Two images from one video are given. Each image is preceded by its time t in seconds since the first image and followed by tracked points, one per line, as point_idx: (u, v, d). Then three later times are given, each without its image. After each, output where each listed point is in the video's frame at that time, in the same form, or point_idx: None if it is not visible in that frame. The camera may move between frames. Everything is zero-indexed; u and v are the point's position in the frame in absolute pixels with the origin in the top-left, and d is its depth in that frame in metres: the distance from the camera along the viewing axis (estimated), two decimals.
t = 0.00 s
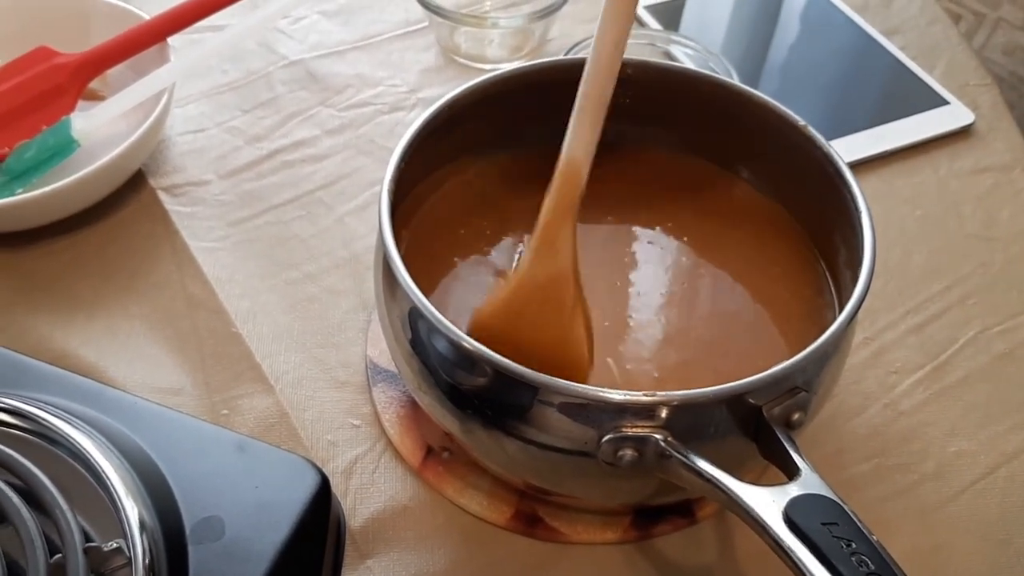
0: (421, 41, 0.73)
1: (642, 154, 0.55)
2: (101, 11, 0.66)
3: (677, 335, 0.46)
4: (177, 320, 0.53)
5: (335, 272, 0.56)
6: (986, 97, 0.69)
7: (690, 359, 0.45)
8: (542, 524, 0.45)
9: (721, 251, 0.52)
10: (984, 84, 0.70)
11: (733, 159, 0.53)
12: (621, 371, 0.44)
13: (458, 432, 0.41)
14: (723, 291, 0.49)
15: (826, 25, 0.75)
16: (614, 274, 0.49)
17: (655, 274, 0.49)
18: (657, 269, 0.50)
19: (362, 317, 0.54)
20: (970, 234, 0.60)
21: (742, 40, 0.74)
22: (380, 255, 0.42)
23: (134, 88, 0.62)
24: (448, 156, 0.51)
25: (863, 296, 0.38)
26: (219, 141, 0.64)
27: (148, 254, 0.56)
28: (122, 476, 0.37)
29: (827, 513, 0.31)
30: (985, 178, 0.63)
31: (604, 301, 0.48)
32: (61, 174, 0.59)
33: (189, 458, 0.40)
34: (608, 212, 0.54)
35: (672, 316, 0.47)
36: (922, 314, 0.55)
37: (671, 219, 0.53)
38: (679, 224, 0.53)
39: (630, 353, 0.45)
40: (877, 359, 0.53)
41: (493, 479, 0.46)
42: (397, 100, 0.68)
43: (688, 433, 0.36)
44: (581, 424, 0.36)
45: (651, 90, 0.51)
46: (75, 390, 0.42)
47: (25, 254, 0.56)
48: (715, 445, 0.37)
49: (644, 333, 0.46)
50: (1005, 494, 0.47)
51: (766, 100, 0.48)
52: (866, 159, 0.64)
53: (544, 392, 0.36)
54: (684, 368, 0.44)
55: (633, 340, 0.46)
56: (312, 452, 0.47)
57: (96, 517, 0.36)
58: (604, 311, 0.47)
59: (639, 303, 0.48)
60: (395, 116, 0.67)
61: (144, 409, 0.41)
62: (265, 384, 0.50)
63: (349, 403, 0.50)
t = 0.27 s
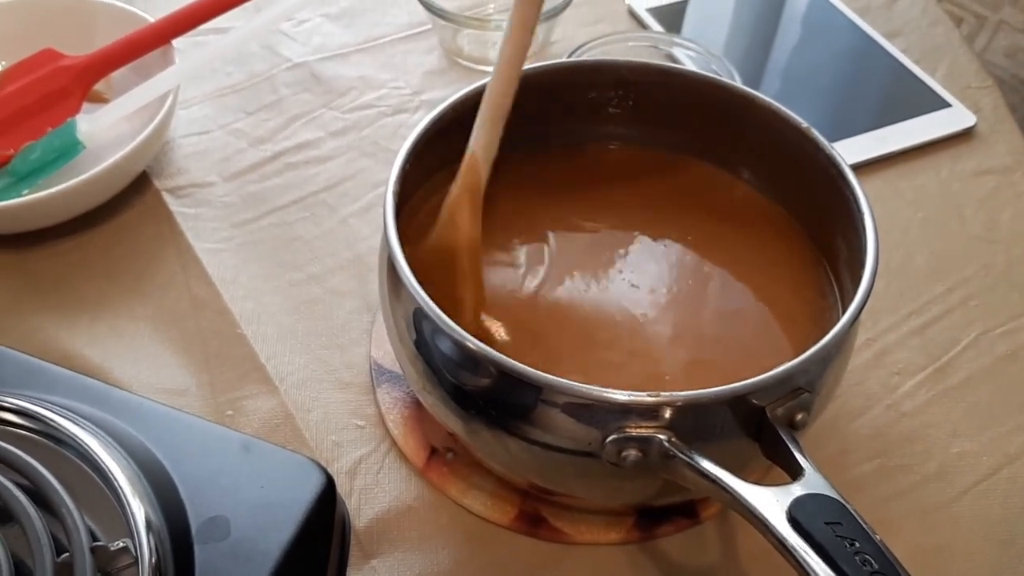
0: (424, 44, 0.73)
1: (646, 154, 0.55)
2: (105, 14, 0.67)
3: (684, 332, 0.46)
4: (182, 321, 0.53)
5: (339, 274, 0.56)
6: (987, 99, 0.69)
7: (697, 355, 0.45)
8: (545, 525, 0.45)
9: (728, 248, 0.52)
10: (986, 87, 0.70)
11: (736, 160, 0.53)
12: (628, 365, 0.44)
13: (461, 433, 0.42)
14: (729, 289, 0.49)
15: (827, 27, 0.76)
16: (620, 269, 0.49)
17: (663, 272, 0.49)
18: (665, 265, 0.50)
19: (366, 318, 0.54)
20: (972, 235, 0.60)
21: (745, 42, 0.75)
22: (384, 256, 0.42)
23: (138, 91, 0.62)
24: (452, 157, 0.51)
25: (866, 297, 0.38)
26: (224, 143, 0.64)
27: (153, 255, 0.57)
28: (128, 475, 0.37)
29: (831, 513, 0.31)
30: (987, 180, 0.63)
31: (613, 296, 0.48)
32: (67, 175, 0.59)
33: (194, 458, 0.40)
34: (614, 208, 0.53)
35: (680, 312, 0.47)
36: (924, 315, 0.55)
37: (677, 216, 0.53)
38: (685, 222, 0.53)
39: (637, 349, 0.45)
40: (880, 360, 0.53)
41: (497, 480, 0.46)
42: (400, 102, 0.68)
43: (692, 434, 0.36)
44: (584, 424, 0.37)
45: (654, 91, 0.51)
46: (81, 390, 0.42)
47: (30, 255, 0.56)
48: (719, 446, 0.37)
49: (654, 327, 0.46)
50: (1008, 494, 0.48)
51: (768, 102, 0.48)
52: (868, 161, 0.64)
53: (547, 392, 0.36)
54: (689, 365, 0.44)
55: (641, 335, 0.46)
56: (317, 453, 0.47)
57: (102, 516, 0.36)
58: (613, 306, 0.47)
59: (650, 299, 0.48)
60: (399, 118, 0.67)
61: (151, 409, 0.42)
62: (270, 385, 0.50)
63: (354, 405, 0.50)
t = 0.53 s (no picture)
0: (425, 46, 0.73)
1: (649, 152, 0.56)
2: (108, 16, 0.67)
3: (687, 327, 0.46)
4: (185, 323, 0.53)
5: (342, 275, 0.57)
6: (988, 100, 0.69)
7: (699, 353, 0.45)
8: (547, 524, 0.45)
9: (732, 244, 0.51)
10: (986, 88, 0.70)
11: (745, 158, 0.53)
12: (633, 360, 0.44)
13: (465, 433, 0.42)
14: (732, 284, 0.49)
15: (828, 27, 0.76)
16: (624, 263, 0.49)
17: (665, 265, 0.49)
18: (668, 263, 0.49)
19: (369, 319, 0.54)
20: (973, 236, 0.60)
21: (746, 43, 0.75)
22: (387, 257, 0.42)
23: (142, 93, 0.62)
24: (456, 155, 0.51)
25: (868, 296, 0.38)
26: (226, 145, 0.64)
27: (156, 257, 0.57)
28: (132, 476, 0.37)
29: (833, 512, 0.31)
30: (988, 181, 0.64)
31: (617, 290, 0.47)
32: (70, 177, 0.60)
33: (198, 459, 0.40)
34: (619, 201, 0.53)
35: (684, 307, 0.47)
36: (925, 316, 0.56)
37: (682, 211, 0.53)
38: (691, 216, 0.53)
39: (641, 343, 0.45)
40: (881, 361, 0.53)
41: (500, 480, 0.47)
42: (402, 104, 0.68)
43: (694, 433, 0.36)
44: (587, 424, 0.37)
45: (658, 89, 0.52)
46: (85, 391, 0.42)
47: (33, 257, 0.56)
48: (721, 445, 0.37)
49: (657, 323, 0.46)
50: (1009, 494, 0.48)
51: (770, 103, 0.49)
52: (869, 162, 0.64)
53: (550, 392, 0.36)
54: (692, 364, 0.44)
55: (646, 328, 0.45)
56: (320, 453, 0.48)
57: (106, 517, 0.36)
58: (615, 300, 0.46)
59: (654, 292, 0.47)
60: (400, 120, 0.67)
61: (155, 410, 0.42)
62: (273, 386, 0.50)
63: (356, 405, 0.50)
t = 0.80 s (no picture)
0: (425, 45, 0.73)
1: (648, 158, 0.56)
2: (108, 17, 0.67)
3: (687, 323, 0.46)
4: (185, 323, 0.53)
5: (341, 275, 0.57)
6: (987, 100, 0.69)
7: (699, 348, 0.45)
8: (547, 524, 0.45)
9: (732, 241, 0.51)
10: (986, 87, 0.70)
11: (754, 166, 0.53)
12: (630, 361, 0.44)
13: (465, 432, 0.42)
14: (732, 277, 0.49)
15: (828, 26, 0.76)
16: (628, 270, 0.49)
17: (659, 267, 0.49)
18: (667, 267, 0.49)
19: (368, 319, 0.54)
20: (973, 236, 0.60)
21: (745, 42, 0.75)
22: (387, 257, 0.42)
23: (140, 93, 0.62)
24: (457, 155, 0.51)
25: (868, 296, 0.38)
26: (225, 145, 0.64)
27: (156, 257, 0.57)
28: (132, 476, 0.37)
29: (832, 511, 0.31)
30: (988, 181, 0.64)
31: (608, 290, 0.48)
32: (69, 177, 0.60)
33: (198, 459, 0.40)
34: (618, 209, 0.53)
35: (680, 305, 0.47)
36: (925, 315, 0.56)
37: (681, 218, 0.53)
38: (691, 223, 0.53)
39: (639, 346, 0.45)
40: (881, 360, 0.53)
41: (500, 480, 0.47)
42: (402, 104, 0.68)
43: (693, 433, 0.36)
44: (587, 423, 0.37)
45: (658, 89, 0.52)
46: (86, 391, 0.42)
47: (32, 257, 0.56)
48: (721, 445, 0.37)
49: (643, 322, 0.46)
50: (1009, 493, 0.48)
51: (770, 102, 0.49)
52: (869, 162, 0.64)
53: (550, 391, 0.36)
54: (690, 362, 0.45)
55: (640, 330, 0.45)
56: (320, 453, 0.48)
57: (105, 517, 0.36)
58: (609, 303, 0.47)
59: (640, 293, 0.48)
60: (400, 120, 0.67)
61: (155, 410, 0.42)
62: (272, 386, 0.50)
63: (356, 405, 0.50)
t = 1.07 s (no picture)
0: (425, 45, 0.73)
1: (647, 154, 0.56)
2: (108, 16, 0.67)
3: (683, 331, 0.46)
4: (185, 322, 0.53)
5: (341, 275, 0.56)
6: (988, 99, 0.69)
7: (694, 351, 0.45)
8: (548, 524, 0.45)
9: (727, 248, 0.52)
10: (987, 86, 0.70)
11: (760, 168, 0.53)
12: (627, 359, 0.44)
13: (465, 432, 0.42)
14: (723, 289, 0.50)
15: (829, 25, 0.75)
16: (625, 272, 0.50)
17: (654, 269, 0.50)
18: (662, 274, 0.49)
19: (369, 319, 0.54)
20: (974, 235, 0.60)
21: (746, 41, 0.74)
22: (387, 256, 0.42)
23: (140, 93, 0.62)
24: (458, 154, 0.51)
25: (870, 296, 0.38)
26: (225, 145, 0.64)
27: (156, 257, 0.57)
28: (132, 476, 0.37)
29: (834, 512, 0.31)
30: (989, 180, 0.63)
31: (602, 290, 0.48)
32: (69, 177, 0.60)
33: (198, 459, 0.40)
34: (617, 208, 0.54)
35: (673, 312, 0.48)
36: (926, 315, 0.55)
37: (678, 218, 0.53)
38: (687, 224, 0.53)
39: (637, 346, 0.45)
40: (882, 360, 0.53)
41: (500, 480, 0.47)
42: (402, 104, 0.68)
43: (694, 433, 0.36)
44: (588, 423, 0.37)
45: (658, 90, 0.51)
46: (86, 392, 0.42)
47: (32, 256, 0.56)
48: (722, 445, 0.37)
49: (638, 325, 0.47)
50: (1011, 493, 0.48)
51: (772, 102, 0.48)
52: (869, 161, 0.64)
53: (551, 392, 0.36)
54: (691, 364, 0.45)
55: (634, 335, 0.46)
56: (320, 453, 0.47)
57: (105, 517, 0.36)
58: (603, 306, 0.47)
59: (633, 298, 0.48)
60: (400, 119, 0.67)
61: (154, 410, 0.42)
62: (272, 386, 0.50)
63: (356, 405, 0.50)
